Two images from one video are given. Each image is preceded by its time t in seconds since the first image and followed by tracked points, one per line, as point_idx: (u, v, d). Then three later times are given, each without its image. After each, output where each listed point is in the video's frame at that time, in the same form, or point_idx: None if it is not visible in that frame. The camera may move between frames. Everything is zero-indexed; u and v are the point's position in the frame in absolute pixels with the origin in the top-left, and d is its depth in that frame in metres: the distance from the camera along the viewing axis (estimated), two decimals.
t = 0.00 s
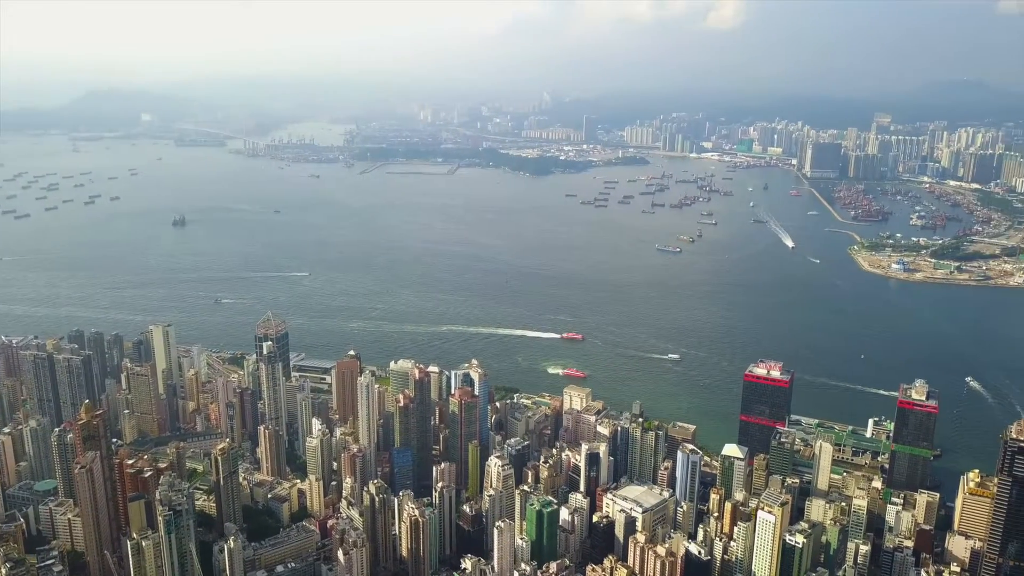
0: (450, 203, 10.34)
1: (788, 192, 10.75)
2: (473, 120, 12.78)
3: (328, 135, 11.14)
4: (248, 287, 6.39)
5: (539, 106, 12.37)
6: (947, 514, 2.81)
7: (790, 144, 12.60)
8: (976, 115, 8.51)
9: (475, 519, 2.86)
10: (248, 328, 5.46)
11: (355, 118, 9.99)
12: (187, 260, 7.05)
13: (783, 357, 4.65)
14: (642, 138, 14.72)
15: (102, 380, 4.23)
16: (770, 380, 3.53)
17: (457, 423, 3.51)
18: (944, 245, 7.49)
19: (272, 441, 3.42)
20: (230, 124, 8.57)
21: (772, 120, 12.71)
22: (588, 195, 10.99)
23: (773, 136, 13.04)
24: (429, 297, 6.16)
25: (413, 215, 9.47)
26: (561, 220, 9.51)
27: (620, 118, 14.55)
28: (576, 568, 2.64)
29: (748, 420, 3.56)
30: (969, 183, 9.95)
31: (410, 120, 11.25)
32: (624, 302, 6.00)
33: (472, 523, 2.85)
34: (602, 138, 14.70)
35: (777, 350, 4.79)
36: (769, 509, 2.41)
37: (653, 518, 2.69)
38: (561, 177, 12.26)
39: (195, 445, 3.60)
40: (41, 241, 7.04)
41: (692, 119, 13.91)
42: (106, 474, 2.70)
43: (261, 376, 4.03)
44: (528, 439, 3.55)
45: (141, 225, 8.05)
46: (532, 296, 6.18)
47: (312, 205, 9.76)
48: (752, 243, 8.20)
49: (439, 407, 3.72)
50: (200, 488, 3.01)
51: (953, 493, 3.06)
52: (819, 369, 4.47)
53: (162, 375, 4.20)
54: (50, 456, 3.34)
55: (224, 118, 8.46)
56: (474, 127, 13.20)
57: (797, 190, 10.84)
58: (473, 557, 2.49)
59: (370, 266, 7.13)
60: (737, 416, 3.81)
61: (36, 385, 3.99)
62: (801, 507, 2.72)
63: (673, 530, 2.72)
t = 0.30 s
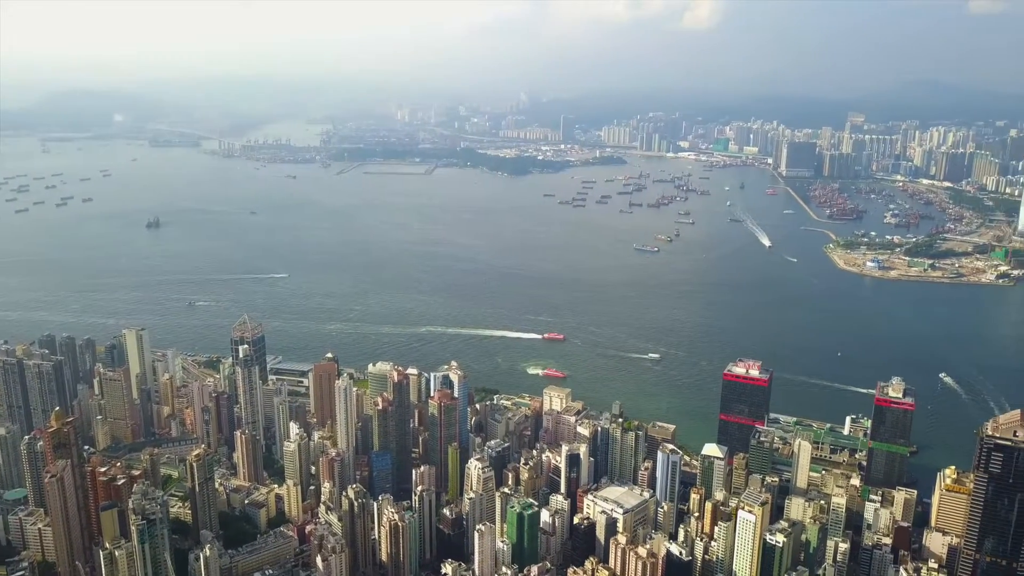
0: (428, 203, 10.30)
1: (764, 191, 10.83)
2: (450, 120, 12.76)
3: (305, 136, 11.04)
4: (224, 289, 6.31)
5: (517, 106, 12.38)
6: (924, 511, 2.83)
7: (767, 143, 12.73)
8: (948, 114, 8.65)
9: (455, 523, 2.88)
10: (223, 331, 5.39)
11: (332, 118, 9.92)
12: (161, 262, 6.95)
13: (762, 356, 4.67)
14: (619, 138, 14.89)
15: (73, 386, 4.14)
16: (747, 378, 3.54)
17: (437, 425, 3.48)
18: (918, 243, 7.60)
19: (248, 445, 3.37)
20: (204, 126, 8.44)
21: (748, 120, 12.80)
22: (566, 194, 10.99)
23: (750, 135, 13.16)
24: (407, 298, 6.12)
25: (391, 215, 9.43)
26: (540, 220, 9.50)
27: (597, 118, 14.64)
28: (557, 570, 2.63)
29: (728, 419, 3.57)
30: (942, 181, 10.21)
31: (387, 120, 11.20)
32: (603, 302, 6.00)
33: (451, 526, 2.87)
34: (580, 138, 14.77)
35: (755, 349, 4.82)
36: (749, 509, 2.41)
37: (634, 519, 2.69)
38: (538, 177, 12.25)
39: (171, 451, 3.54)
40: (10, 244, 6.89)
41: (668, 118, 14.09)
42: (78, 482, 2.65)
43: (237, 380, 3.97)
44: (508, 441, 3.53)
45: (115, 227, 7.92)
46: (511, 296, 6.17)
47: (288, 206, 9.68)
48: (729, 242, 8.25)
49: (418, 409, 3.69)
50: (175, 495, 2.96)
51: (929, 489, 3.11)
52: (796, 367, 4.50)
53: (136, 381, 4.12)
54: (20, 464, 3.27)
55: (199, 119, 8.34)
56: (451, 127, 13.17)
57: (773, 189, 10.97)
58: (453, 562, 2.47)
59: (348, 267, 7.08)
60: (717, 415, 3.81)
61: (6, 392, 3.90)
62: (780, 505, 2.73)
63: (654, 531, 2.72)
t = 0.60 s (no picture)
0: (406, 203, 10.26)
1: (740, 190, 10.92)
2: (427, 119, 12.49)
3: (282, 139, 10.93)
4: (199, 291, 6.23)
5: (494, 106, 12.39)
6: (901, 507, 2.86)
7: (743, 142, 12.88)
8: (920, 114, 8.78)
9: (436, 526, 2.80)
10: (199, 334, 5.32)
11: (309, 118, 9.84)
12: (135, 265, 6.85)
13: (739, 354, 4.70)
14: (597, 138, 14.95)
15: (45, 392, 4.06)
16: (727, 377, 3.55)
17: (417, 428, 3.46)
18: (892, 241, 7.69)
19: (224, 450, 3.32)
20: (178, 128, 8.30)
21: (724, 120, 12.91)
22: (544, 194, 11.01)
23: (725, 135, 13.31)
24: (385, 299, 6.09)
25: (368, 216, 9.37)
26: (518, 219, 9.50)
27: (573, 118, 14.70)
28: (538, 573, 2.62)
29: (708, 418, 3.58)
30: (914, 180, 10.38)
31: (364, 121, 11.14)
32: (582, 301, 6.01)
33: (432, 531, 2.78)
34: (557, 138, 14.83)
35: (733, 348, 4.84)
36: (729, 509, 2.41)
37: (614, 520, 2.69)
38: (515, 177, 12.22)
39: (146, 457, 3.48)
40: None
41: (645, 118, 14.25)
42: (48, 491, 2.60)
43: (213, 384, 3.92)
44: (488, 443, 3.51)
45: (87, 230, 7.79)
46: (490, 297, 6.16)
47: (265, 207, 9.59)
48: (706, 241, 8.30)
49: (397, 412, 3.66)
50: (150, 502, 2.91)
51: (906, 485, 3.14)
52: (774, 366, 4.52)
53: (109, 386, 4.05)
54: None
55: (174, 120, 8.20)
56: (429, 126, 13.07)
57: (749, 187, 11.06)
58: (433, 566, 2.45)
59: (325, 268, 7.03)
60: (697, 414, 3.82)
61: None
62: (760, 504, 2.73)
63: (634, 531, 2.72)
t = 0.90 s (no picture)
0: (383, 203, 10.21)
1: (717, 189, 10.99)
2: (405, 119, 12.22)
3: (259, 139, 10.81)
4: (174, 294, 6.14)
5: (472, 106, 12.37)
6: (879, 504, 2.88)
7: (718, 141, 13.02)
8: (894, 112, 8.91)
9: (416, 531, 2.81)
10: (173, 338, 5.24)
11: (284, 118, 9.75)
12: (107, 267, 6.74)
13: (718, 353, 4.72)
14: (574, 137, 14.99)
15: (15, 398, 3.97)
16: (706, 377, 3.55)
17: (396, 431, 3.43)
18: (867, 239, 7.77)
19: (200, 456, 3.27)
20: (153, 130, 8.16)
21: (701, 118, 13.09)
22: (522, 194, 11.00)
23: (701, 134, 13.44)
24: (363, 301, 6.04)
25: (346, 217, 9.30)
26: (497, 219, 9.49)
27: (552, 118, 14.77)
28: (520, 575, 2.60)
29: (687, 418, 3.59)
30: (888, 178, 10.58)
31: (340, 121, 11.06)
32: (561, 301, 6.00)
33: (412, 534, 2.79)
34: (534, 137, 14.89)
35: (712, 347, 4.86)
36: (711, 509, 2.41)
37: (595, 521, 2.68)
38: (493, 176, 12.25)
39: (120, 464, 3.42)
40: None
41: (622, 118, 14.45)
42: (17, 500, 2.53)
43: (188, 388, 3.85)
44: (468, 445, 3.49)
45: (58, 232, 7.65)
46: (469, 297, 6.13)
47: (241, 207, 9.49)
48: (684, 240, 8.33)
49: (376, 415, 3.62)
50: (124, 510, 2.85)
51: (884, 482, 3.15)
52: (752, 364, 4.54)
53: (82, 392, 3.97)
54: None
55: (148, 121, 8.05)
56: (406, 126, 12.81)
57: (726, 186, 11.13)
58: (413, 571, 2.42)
59: (302, 270, 6.96)
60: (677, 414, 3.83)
61: None
62: (740, 504, 2.74)
63: (616, 532, 2.71)
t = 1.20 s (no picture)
0: (361, 204, 10.15)
1: (694, 188, 11.06)
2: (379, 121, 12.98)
3: (234, 139, 10.70)
4: (147, 297, 6.05)
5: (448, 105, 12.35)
6: (858, 502, 2.90)
7: (696, 141, 13.39)
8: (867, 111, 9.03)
9: (396, 534, 2.76)
10: (147, 342, 5.16)
11: (259, 118, 9.65)
12: (79, 271, 6.62)
13: (697, 352, 4.73)
14: (552, 136, 15.03)
15: None
16: (686, 377, 3.56)
17: (374, 435, 3.40)
18: (842, 237, 7.85)
19: (175, 461, 3.22)
20: (127, 130, 8.04)
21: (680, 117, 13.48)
22: (501, 194, 10.99)
23: (678, 133, 13.76)
24: (341, 302, 5.99)
25: (323, 218, 9.23)
26: (475, 219, 9.47)
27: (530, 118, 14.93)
28: None
29: (667, 418, 3.59)
30: (862, 176, 10.80)
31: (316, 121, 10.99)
32: (540, 301, 6.00)
33: (392, 539, 2.75)
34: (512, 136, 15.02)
35: (691, 346, 4.87)
36: (691, 509, 2.41)
37: (576, 523, 2.67)
38: (472, 177, 12.17)
39: (93, 471, 3.36)
40: None
41: (599, 117, 14.80)
42: None
43: (162, 393, 3.79)
44: (448, 448, 3.46)
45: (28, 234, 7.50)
46: (448, 298, 6.11)
47: (216, 209, 9.38)
48: (662, 240, 8.36)
49: (354, 418, 3.58)
50: (99, 517, 2.81)
51: (862, 480, 3.17)
52: (731, 363, 4.56)
53: (53, 398, 3.89)
54: None
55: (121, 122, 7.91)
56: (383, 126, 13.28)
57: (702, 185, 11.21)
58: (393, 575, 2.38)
59: (279, 271, 6.90)
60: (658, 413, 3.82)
61: None
62: (720, 504, 2.74)
63: (596, 534, 2.70)
